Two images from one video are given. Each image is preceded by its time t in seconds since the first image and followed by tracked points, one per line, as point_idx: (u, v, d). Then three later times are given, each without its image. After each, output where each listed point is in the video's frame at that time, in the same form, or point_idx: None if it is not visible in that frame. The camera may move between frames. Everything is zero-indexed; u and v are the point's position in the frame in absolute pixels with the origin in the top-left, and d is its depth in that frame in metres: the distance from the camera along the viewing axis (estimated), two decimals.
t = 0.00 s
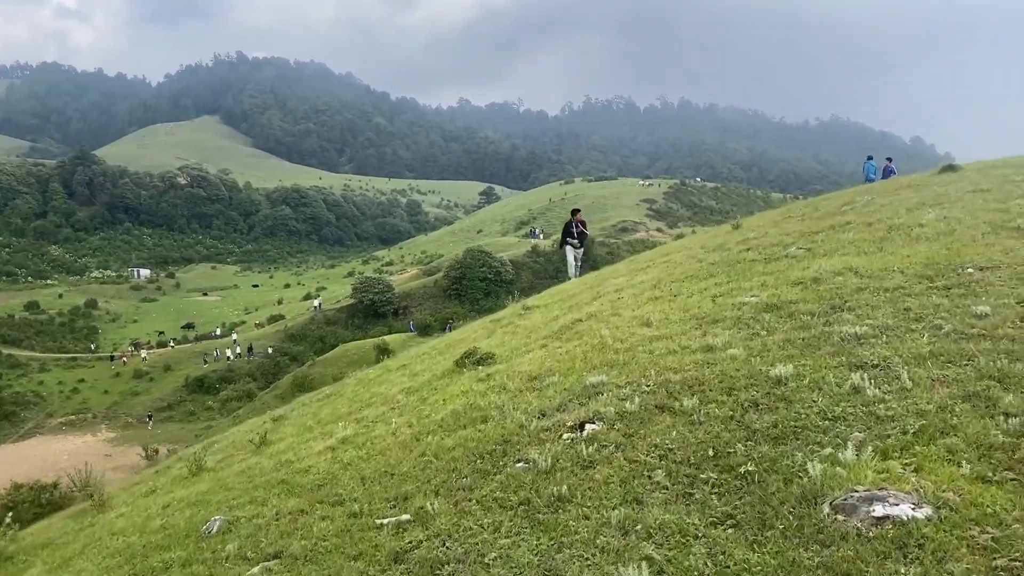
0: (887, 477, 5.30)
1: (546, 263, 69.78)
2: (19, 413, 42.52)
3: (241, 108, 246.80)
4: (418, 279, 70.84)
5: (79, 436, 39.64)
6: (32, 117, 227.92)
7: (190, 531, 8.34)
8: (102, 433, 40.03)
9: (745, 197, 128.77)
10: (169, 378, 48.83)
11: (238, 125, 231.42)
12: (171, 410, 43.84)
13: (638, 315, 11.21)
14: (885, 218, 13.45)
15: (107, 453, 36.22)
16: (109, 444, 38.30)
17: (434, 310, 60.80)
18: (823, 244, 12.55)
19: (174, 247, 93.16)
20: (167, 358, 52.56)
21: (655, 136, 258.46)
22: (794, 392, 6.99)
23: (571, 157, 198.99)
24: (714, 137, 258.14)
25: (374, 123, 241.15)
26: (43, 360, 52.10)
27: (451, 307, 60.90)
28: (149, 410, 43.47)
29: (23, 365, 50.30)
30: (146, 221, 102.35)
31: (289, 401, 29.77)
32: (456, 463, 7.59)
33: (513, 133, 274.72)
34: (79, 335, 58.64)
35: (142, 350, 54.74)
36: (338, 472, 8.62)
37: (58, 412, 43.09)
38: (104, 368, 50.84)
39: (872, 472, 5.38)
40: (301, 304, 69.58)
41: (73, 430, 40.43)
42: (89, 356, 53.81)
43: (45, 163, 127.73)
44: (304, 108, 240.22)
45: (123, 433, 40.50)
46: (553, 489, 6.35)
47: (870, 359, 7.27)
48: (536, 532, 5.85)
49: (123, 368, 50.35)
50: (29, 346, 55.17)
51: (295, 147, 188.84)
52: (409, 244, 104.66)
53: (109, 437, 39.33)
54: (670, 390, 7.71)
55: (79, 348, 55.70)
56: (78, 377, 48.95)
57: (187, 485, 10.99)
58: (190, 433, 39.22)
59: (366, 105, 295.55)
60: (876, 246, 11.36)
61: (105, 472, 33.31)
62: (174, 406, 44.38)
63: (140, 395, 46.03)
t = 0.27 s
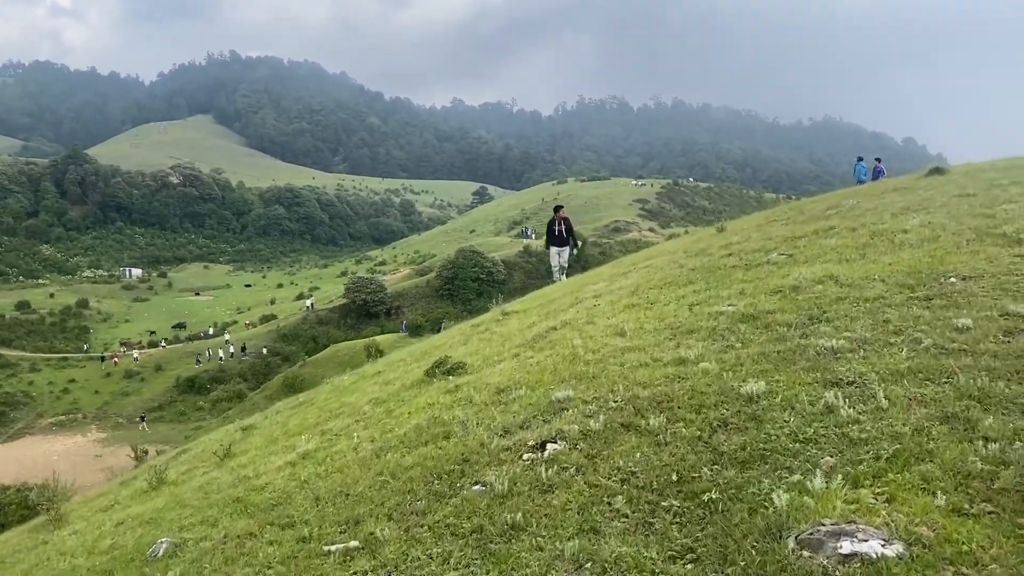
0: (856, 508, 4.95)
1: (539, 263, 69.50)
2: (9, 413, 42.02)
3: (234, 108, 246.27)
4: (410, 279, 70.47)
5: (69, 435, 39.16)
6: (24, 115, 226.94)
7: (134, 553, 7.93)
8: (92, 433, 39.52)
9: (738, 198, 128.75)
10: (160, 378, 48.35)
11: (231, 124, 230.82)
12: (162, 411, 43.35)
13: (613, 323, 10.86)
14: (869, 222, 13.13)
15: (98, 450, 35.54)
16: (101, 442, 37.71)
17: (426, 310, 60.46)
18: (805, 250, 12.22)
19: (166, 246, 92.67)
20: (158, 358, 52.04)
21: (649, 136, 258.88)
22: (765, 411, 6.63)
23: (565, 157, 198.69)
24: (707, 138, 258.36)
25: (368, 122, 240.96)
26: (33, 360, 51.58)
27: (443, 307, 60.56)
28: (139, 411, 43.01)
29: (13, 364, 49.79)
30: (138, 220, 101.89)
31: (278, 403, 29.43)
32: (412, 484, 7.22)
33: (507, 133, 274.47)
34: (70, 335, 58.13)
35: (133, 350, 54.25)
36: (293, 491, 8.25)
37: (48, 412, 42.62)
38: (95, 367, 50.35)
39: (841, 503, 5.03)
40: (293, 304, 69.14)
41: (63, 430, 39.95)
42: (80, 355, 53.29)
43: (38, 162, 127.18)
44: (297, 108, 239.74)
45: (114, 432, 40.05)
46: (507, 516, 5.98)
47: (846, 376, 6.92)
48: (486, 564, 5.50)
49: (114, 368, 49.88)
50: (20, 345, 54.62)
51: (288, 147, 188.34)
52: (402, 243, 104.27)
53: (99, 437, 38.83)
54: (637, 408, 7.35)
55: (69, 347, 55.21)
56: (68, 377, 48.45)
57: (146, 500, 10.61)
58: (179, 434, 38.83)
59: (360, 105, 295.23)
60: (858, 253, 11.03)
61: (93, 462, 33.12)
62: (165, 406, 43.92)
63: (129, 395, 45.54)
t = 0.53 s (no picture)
0: (834, 548, 4.59)
1: (539, 264, 69.15)
2: (8, 412, 41.73)
3: (236, 107, 246.16)
4: (410, 280, 70.14)
5: (67, 436, 38.99)
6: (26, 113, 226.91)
7: None
8: (91, 433, 39.26)
9: (740, 198, 128.36)
10: (159, 378, 47.84)
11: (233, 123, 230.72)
12: (161, 411, 43.01)
13: (598, 334, 10.51)
14: (863, 230, 12.80)
15: (97, 457, 35.61)
16: (99, 445, 37.62)
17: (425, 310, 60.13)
18: (796, 258, 11.88)
19: (166, 246, 92.37)
20: (157, 357, 51.66)
21: (650, 136, 258.60)
22: (744, 436, 6.28)
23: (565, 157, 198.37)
24: (709, 138, 258.00)
25: (369, 122, 240.70)
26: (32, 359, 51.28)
27: (443, 307, 60.22)
28: (138, 411, 42.69)
29: (12, 363, 49.50)
30: (139, 219, 101.67)
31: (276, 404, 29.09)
32: (375, 509, 6.86)
33: (508, 133, 274.17)
34: (70, 334, 57.83)
35: (132, 349, 53.94)
36: (255, 512, 7.90)
37: (47, 411, 42.31)
38: (94, 367, 50.02)
39: (817, 541, 4.67)
40: (293, 304, 68.82)
41: (62, 430, 39.69)
42: (79, 354, 53.00)
43: (38, 161, 127.00)
44: (299, 108, 239.63)
45: (112, 433, 39.75)
46: (468, 548, 5.63)
47: (831, 398, 6.56)
48: None
49: (113, 367, 49.55)
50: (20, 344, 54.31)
51: (289, 146, 188.12)
52: (403, 243, 103.93)
53: (98, 438, 38.49)
54: (613, 428, 7.00)
55: (69, 346, 54.90)
56: (67, 376, 48.13)
57: (113, 516, 10.28)
58: (178, 434, 38.49)
59: (361, 104, 295.17)
60: (851, 262, 10.68)
61: (94, 474, 33.14)
62: (164, 406, 43.58)
63: (128, 395, 45.21)
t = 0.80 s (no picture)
0: None
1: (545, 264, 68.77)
2: (13, 411, 41.59)
3: (244, 107, 246.78)
4: (415, 279, 69.82)
5: (73, 434, 39.00)
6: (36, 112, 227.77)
7: None
8: (96, 432, 39.28)
9: (747, 199, 127.73)
10: (165, 377, 47.53)
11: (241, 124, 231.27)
12: (166, 410, 42.77)
13: (587, 343, 10.14)
14: (866, 234, 12.42)
15: (101, 455, 35.29)
16: (105, 442, 37.52)
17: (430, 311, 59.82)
18: (796, 264, 11.48)
19: (174, 245, 92.51)
20: (162, 356, 51.40)
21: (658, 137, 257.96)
22: (729, 458, 5.90)
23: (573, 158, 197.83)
24: (717, 138, 257.27)
25: (377, 122, 240.75)
26: (39, 358, 51.19)
27: (448, 308, 59.88)
28: (143, 410, 42.48)
29: (19, 362, 49.40)
30: (146, 219, 101.75)
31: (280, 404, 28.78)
32: (343, 530, 6.51)
33: (516, 133, 273.94)
34: (77, 333, 57.72)
35: (138, 348, 53.77)
36: (224, 529, 7.54)
37: (52, 410, 42.16)
38: (100, 366, 49.86)
39: None
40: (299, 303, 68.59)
41: (68, 428, 39.63)
42: (86, 353, 52.87)
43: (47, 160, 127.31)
44: (307, 108, 240.03)
45: (117, 431, 39.57)
46: None
47: (822, 417, 6.18)
48: None
49: (119, 366, 49.38)
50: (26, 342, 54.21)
51: (297, 146, 188.21)
52: (409, 243, 103.67)
53: (103, 437, 38.40)
54: (592, 448, 6.63)
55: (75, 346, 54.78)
56: (73, 375, 47.98)
57: (85, 528, 9.95)
58: (182, 433, 38.25)
59: (369, 105, 295.46)
60: (850, 269, 10.29)
61: (96, 472, 32.63)
62: (169, 405, 43.33)
63: (133, 395, 45.01)
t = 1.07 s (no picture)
0: None
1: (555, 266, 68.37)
2: (22, 411, 41.53)
3: (256, 108, 247.48)
4: (424, 281, 69.56)
5: (81, 434, 38.79)
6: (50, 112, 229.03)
7: None
8: (105, 431, 39.08)
9: (758, 201, 127.06)
10: (173, 377, 47.30)
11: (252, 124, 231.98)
12: (175, 410, 42.54)
13: (574, 359, 9.82)
14: (867, 245, 12.07)
15: (108, 455, 35.00)
16: (113, 442, 37.28)
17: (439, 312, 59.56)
18: (794, 277, 11.13)
19: (184, 245, 92.58)
20: (171, 356, 51.19)
21: (670, 138, 257.16)
22: (709, 491, 5.56)
23: (583, 159, 197.44)
24: (729, 140, 256.31)
25: (387, 123, 240.95)
26: (49, 358, 51.15)
27: (457, 310, 59.59)
28: (152, 410, 42.31)
29: (28, 362, 49.35)
30: (157, 219, 101.93)
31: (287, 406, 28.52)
32: (305, 561, 6.19)
33: (527, 135, 273.71)
34: (87, 333, 57.68)
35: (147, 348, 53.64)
36: (189, 554, 7.24)
37: (61, 409, 42.05)
38: (109, 365, 49.75)
39: None
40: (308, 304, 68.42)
41: (76, 427, 39.49)
42: (95, 353, 52.80)
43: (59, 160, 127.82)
44: (318, 109, 240.55)
45: (125, 431, 39.41)
46: None
47: (810, 449, 5.83)
48: None
49: (129, 366, 49.25)
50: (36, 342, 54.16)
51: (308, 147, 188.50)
52: (419, 244, 103.48)
53: (112, 436, 38.24)
54: (568, 476, 6.30)
55: (85, 345, 54.72)
56: (83, 375, 47.88)
57: (58, 546, 9.67)
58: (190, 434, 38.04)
59: (380, 106, 295.87)
60: (848, 283, 9.93)
61: (105, 472, 32.34)
62: (178, 405, 43.12)
63: (142, 395, 44.83)
